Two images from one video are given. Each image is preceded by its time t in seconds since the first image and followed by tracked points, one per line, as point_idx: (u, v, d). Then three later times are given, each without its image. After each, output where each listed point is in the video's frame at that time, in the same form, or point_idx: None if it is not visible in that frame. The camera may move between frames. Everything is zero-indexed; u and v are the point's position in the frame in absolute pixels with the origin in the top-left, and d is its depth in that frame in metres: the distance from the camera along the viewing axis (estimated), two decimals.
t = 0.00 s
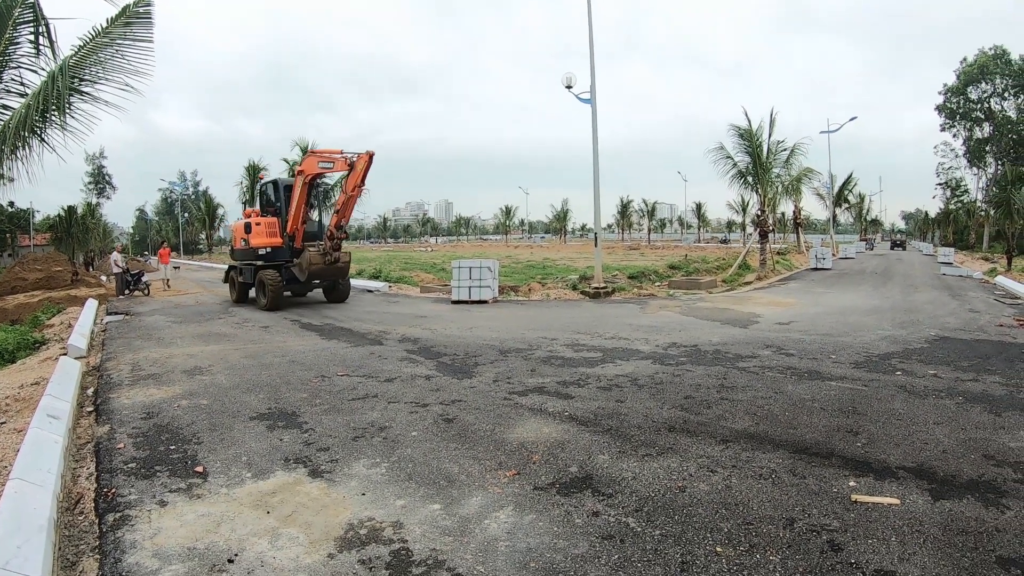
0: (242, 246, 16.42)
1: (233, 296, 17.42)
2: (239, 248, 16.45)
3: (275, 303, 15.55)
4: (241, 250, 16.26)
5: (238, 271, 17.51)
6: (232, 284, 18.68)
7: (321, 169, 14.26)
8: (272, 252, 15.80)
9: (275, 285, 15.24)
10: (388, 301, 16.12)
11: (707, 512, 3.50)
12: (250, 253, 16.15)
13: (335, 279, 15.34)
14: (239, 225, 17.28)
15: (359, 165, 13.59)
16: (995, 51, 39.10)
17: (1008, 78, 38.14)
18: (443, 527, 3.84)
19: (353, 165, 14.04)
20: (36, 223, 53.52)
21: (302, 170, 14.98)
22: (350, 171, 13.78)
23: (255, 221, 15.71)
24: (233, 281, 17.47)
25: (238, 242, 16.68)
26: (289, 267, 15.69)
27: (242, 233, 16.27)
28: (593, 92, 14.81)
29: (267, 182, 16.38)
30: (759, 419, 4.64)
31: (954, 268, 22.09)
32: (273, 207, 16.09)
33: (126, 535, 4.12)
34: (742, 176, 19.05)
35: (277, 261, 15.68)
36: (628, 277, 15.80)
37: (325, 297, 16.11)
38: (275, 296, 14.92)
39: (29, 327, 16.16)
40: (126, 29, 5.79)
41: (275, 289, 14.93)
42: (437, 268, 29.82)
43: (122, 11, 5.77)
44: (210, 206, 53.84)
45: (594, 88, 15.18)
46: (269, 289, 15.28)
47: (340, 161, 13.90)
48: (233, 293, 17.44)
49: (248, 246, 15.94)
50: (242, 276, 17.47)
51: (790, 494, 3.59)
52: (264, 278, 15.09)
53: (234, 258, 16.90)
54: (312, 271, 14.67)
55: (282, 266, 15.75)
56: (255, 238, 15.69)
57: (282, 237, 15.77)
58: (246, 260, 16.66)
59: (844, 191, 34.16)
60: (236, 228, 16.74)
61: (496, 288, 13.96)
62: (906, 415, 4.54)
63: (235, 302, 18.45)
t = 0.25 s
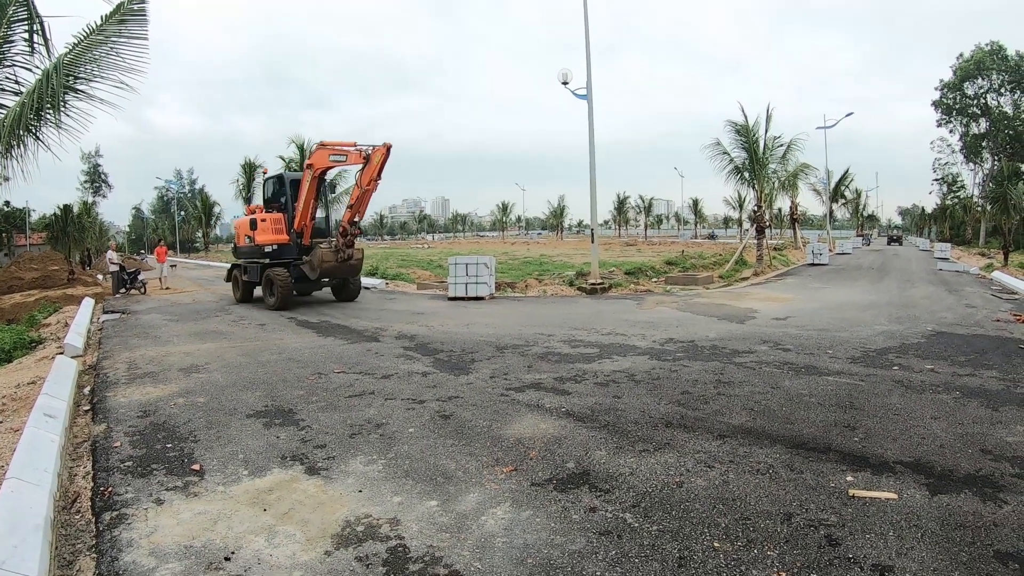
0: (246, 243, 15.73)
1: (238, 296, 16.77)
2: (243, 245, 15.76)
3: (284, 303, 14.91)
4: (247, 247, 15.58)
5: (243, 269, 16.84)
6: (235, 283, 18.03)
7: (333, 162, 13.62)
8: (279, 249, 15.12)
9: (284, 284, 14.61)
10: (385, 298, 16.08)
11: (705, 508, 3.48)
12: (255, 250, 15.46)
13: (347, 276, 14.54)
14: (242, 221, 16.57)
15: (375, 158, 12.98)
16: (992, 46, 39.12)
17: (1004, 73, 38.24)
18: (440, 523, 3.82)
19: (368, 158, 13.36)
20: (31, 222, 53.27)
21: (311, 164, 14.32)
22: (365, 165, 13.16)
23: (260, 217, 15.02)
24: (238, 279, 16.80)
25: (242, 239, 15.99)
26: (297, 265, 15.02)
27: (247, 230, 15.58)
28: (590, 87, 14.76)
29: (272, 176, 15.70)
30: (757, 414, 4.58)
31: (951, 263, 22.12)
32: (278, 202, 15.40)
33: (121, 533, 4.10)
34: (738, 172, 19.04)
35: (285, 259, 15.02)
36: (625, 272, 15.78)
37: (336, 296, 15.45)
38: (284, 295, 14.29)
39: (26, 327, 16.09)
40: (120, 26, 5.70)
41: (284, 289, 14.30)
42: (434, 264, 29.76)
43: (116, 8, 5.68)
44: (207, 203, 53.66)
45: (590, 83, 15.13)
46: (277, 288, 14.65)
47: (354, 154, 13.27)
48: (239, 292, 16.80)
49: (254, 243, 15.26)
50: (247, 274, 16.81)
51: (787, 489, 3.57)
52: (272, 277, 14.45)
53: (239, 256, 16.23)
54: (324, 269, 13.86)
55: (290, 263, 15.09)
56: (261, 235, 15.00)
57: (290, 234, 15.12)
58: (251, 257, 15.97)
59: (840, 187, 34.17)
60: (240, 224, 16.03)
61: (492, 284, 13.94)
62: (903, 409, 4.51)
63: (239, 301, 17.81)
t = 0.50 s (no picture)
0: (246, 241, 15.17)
1: (237, 295, 16.15)
2: (243, 243, 15.20)
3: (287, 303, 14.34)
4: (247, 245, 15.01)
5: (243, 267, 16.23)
6: (233, 282, 17.43)
7: (341, 156, 13.17)
8: (281, 246, 14.59)
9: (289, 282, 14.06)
10: (377, 296, 16.01)
11: (697, 504, 3.45)
12: (256, 248, 14.90)
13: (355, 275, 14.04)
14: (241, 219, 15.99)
15: (388, 151, 12.61)
16: (983, 43, 39.33)
17: (995, 70, 38.52)
18: (432, 520, 3.79)
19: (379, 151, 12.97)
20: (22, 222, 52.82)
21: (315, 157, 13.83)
22: (376, 158, 12.77)
23: (261, 214, 14.49)
24: (237, 278, 16.19)
25: (241, 236, 15.42)
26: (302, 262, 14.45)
27: (247, 228, 15.02)
28: (581, 83, 14.72)
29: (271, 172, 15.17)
30: (749, 408, 4.50)
31: (942, 259, 22.21)
32: (279, 198, 14.89)
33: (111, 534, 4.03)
34: (730, 168, 19.06)
35: (288, 256, 14.50)
36: (617, 269, 15.75)
37: (341, 294, 14.92)
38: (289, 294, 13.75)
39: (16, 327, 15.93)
40: (110, 23, 5.47)
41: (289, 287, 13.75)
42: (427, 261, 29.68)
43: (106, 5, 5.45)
44: (198, 201, 53.28)
45: (581, 79, 15.09)
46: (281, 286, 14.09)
47: (364, 147, 12.86)
48: (238, 291, 16.18)
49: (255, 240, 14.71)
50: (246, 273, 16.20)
51: (780, 483, 3.54)
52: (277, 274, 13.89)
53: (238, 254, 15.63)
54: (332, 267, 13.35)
55: (294, 261, 14.55)
56: (262, 232, 14.46)
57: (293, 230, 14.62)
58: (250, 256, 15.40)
59: (831, 183, 34.27)
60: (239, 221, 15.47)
61: (484, 281, 13.89)
62: (895, 403, 4.46)
63: (236, 301, 17.21)
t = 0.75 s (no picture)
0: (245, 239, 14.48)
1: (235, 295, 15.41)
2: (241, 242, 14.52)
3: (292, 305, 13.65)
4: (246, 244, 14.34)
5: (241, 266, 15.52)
6: (229, 282, 16.72)
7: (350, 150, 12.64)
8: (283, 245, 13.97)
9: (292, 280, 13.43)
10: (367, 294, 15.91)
11: (687, 500, 3.42)
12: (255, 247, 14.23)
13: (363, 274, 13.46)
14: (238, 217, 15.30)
15: (403, 145, 12.18)
16: (970, 40, 39.66)
17: (982, 67, 38.88)
18: (422, 519, 3.74)
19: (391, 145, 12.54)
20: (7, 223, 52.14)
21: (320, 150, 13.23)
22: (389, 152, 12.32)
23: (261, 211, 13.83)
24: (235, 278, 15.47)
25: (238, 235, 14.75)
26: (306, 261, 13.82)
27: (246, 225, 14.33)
28: (569, 80, 14.68)
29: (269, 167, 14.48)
30: (739, 404, 4.46)
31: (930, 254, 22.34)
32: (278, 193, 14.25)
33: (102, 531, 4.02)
34: (719, 165, 19.09)
35: (290, 255, 13.87)
36: (606, 266, 15.73)
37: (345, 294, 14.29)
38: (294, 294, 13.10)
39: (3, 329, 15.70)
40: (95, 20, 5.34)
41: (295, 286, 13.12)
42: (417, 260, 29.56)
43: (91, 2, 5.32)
44: (187, 200, 52.77)
45: (570, 76, 15.05)
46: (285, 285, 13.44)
47: (375, 140, 12.37)
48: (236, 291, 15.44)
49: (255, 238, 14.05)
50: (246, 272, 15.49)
51: (769, 479, 3.51)
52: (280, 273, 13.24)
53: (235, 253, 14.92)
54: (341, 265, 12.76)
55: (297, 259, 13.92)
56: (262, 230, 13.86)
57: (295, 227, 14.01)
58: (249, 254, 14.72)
59: (820, 180, 34.43)
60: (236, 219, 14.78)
61: (473, 279, 13.83)
62: (884, 397, 4.44)
63: (233, 302, 16.52)
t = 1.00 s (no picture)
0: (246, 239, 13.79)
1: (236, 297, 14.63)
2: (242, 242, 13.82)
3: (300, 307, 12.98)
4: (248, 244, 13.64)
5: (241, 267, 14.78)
6: (230, 284, 15.95)
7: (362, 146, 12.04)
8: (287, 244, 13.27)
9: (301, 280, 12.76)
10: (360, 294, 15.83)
11: (680, 498, 3.39)
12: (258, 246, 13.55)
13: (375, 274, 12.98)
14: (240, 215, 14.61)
15: (421, 140, 11.82)
16: (960, 37, 39.90)
17: (973, 64, 39.12)
18: (414, 520, 3.70)
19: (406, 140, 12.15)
20: None
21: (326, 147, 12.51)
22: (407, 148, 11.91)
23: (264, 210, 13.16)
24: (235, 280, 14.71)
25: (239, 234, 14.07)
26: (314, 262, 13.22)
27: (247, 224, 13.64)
28: (561, 79, 14.65)
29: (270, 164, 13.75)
30: (731, 402, 4.43)
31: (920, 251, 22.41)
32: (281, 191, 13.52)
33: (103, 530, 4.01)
34: (710, 163, 19.11)
35: (295, 255, 13.18)
36: (598, 264, 15.70)
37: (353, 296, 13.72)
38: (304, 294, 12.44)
39: None
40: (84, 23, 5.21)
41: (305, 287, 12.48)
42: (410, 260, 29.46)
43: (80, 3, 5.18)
44: (178, 201, 52.41)
45: (561, 74, 15.01)
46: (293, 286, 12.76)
47: (390, 135, 11.87)
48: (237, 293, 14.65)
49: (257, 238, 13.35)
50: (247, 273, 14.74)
51: (762, 477, 3.49)
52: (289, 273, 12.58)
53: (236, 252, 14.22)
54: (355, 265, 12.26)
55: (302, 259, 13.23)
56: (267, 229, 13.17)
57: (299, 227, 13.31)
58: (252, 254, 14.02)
59: (812, 177, 34.52)
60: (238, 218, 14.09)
61: (465, 278, 13.78)
62: (876, 394, 4.42)
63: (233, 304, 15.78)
